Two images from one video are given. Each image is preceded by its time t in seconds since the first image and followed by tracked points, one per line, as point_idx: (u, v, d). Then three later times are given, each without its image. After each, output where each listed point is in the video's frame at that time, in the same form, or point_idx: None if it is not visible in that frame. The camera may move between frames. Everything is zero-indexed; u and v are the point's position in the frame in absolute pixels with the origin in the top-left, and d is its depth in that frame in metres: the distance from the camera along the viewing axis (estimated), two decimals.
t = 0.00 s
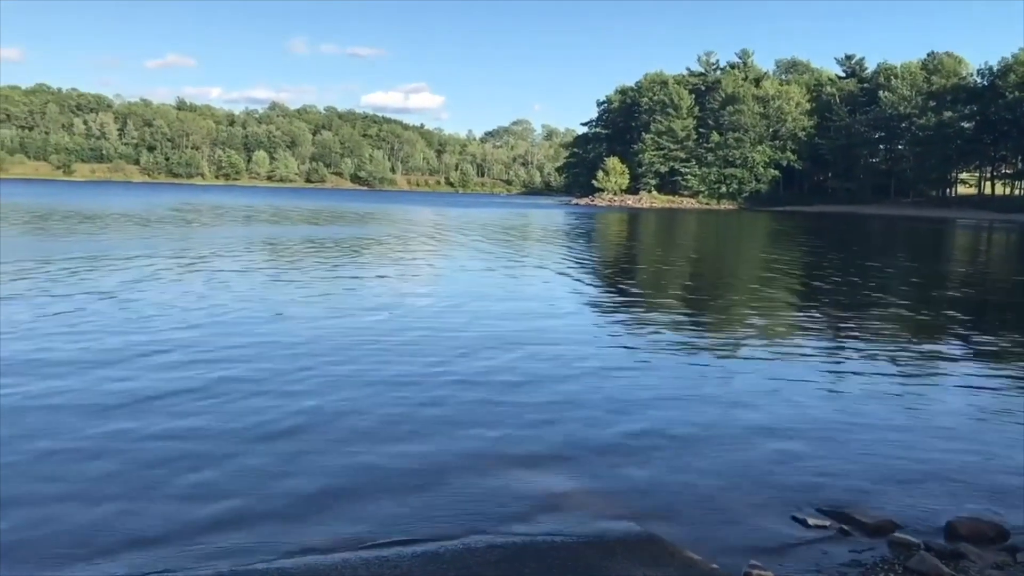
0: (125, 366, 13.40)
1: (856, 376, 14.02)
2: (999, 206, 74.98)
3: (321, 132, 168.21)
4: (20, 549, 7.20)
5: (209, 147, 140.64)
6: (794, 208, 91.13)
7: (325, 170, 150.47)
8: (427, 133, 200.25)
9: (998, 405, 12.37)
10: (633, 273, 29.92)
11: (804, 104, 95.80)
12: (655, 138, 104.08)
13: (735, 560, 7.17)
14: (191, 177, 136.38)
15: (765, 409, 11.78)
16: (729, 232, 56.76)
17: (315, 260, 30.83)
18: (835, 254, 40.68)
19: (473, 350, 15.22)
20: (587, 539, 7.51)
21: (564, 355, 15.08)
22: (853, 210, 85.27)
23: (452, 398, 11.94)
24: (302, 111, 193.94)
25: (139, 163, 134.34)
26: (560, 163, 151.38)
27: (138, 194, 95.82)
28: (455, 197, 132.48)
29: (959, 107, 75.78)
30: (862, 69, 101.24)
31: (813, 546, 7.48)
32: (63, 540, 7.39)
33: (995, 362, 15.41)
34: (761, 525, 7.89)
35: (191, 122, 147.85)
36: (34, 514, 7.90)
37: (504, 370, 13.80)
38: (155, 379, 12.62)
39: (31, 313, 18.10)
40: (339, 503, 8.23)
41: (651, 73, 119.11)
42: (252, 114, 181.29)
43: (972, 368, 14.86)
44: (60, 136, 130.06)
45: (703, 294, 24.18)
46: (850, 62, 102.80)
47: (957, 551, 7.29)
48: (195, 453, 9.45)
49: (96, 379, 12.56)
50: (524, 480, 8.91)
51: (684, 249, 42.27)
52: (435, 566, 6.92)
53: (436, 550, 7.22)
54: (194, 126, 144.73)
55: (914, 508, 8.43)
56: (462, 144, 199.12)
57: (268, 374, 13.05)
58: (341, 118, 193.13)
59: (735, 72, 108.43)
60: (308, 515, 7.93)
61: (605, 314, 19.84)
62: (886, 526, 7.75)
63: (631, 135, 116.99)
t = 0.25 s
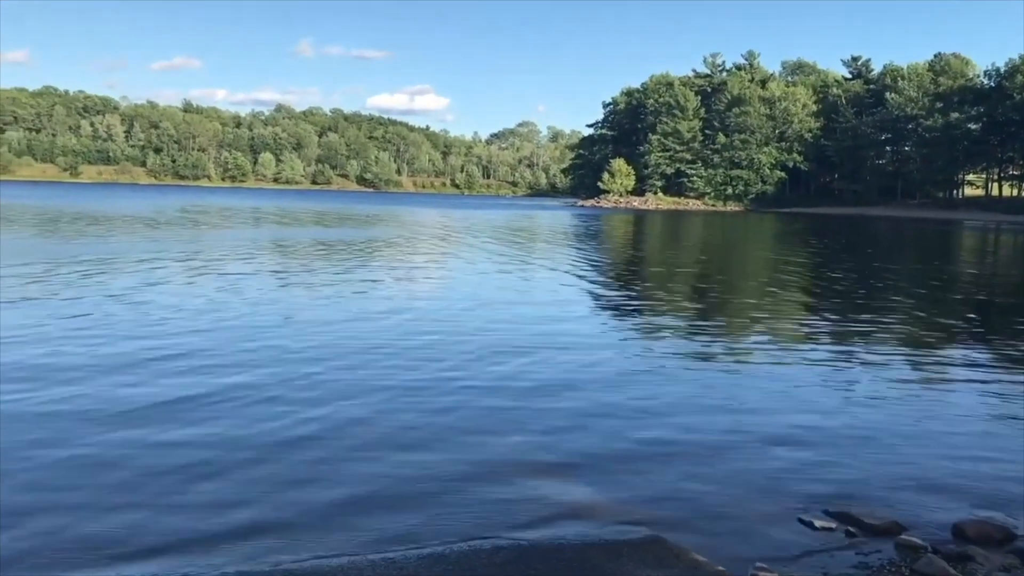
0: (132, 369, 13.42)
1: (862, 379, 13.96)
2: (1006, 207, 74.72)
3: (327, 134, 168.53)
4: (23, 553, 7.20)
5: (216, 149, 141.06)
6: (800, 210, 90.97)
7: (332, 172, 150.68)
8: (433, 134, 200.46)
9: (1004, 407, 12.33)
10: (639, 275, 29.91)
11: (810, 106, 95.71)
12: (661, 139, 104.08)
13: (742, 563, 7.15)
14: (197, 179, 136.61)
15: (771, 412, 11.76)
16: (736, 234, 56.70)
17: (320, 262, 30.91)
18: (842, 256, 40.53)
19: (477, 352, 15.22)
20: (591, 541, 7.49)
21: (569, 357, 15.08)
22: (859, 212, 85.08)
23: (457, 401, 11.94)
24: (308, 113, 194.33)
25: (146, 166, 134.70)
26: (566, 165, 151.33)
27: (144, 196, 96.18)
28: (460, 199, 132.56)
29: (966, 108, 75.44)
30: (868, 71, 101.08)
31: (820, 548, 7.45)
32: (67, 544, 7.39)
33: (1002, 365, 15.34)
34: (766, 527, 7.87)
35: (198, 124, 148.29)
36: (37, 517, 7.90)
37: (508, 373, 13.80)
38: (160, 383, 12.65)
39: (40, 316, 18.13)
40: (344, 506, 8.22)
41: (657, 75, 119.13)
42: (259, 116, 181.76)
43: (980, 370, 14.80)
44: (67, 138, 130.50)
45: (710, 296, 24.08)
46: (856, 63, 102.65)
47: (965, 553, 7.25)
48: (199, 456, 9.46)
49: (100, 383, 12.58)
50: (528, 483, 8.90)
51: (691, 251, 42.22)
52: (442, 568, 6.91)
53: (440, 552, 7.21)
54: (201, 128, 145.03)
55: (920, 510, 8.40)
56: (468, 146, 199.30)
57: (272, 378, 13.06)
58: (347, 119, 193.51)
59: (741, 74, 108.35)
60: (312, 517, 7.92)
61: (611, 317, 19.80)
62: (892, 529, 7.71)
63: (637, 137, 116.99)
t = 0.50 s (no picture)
0: (141, 367, 13.48)
1: (869, 379, 13.94)
2: (1015, 207, 74.42)
3: (334, 134, 168.82)
4: (28, 549, 7.19)
5: (223, 150, 141.32)
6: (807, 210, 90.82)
7: (339, 172, 150.93)
8: (440, 135, 200.64)
9: (1012, 408, 12.27)
10: (646, 276, 29.93)
11: (818, 106, 95.52)
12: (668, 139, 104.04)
13: (750, 564, 7.12)
14: (205, 180, 137.03)
15: (777, 412, 11.74)
16: (743, 235, 56.58)
17: (326, 263, 30.94)
18: (849, 257, 40.45)
19: (482, 351, 15.21)
20: (597, 540, 7.47)
21: (575, 357, 15.07)
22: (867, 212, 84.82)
23: (463, 400, 11.94)
24: (315, 113, 194.89)
25: (154, 166, 135.29)
26: (573, 166, 151.30)
27: (151, 197, 96.50)
28: (467, 199, 132.48)
29: (975, 108, 75.11)
30: (876, 71, 100.78)
31: (825, 548, 7.43)
32: (70, 541, 7.39)
33: (1010, 366, 15.25)
34: (773, 528, 7.84)
35: (205, 125, 148.66)
36: (41, 513, 7.90)
37: (514, 372, 13.79)
38: (164, 381, 12.65)
39: (51, 314, 18.22)
40: (349, 504, 8.22)
41: (664, 75, 119.06)
42: (266, 117, 182.07)
43: (988, 371, 14.74)
44: (75, 139, 131.04)
45: (717, 297, 23.99)
46: (864, 64, 102.37)
47: (974, 555, 7.20)
48: (204, 453, 9.47)
49: (106, 381, 12.60)
50: (534, 482, 8.88)
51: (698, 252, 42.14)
52: (449, 567, 6.90)
53: (446, 552, 7.19)
54: (208, 129, 145.46)
55: (928, 511, 8.37)
56: (475, 146, 199.48)
57: (277, 376, 13.07)
58: (354, 120, 194.00)
59: (748, 74, 108.30)
60: (317, 515, 7.93)
61: (618, 317, 19.79)
62: (900, 529, 7.68)
63: (644, 137, 116.88)
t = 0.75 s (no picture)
0: (148, 368, 13.52)
1: (876, 379, 13.89)
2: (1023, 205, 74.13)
3: (340, 133, 168.90)
4: (32, 554, 7.19)
5: (230, 149, 141.48)
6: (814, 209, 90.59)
7: (345, 172, 150.98)
8: (446, 134, 200.61)
9: (1020, 408, 12.21)
10: (652, 275, 29.87)
11: (825, 105, 95.25)
12: (674, 138, 103.91)
13: (756, 564, 7.11)
14: (212, 179, 137.28)
15: (783, 412, 11.72)
16: (749, 234, 56.46)
17: (332, 262, 30.97)
18: (856, 256, 40.30)
19: (487, 352, 15.21)
20: (603, 542, 7.45)
21: (580, 357, 15.06)
22: (874, 211, 84.56)
23: (468, 401, 11.93)
24: (321, 113, 195.03)
25: (160, 166, 135.67)
26: (579, 164, 151.15)
27: (157, 196, 96.71)
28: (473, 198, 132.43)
29: (982, 107, 74.85)
30: (883, 69, 100.45)
31: (832, 548, 7.42)
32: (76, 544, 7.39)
33: (1018, 366, 15.17)
34: (780, 528, 7.83)
35: (212, 124, 148.95)
36: (48, 517, 7.91)
37: (519, 373, 13.78)
38: (169, 383, 12.66)
39: (58, 315, 18.30)
40: (355, 505, 8.22)
41: (670, 73, 118.95)
42: (272, 116, 182.24)
43: (996, 371, 14.67)
44: (82, 138, 131.42)
45: (722, 296, 23.91)
46: (870, 62, 102.05)
47: (982, 554, 7.18)
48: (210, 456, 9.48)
49: (111, 383, 12.62)
50: (540, 484, 8.87)
51: (705, 250, 42.04)
52: (455, 567, 6.91)
53: (452, 552, 7.19)
54: (215, 128, 145.70)
55: (935, 510, 8.34)
56: (480, 145, 199.39)
57: (282, 378, 13.07)
58: (360, 119, 194.05)
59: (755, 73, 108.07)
60: (322, 517, 7.93)
61: (623, 317, 19.75)
62: (909, 529, 7.65)
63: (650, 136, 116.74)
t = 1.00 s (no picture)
0: (155, 362, 13.57)
1: (883, 376, 13.85)
2: None
3: (347, 130, 169.15)
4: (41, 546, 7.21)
5: (237, 146, 141.60)
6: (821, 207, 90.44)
7: (352, 169, 151.13)
8: (453, 131, 200.74)
9: None
10: (658, 272, 29.84)
11: (832, 102, 95.02)
12: (681, 135, 103.87)
13: (764, 560, 7.10)
14: (219, 176, 137.69)
15: (791, 409, 11.69)
16: (757, 231, 56.40)
17: (338, 259, 31.09)
18: (863, 253, 40.25)
19: (491, 348, 15.21)
20: (611, 537, 7.45)
21: (587, 354, 15.04)
22: (881, 209, 84.39)
23: (474, 396, 11.93)
24: (328, 110, 195.26)
25: (167, 163, 136.18)
26: (586, 162, 151.12)
27: (165, 193, 97.31)
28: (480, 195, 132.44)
29: (991, 104, 74.66)
30: (891, 66, 100.19)
31: (841, 546, 7.40)
32: (87, 536, 7.40)
33: None
34: (791, 525, 7.80)
35: (219, 122, 149.42)
36: (60, 510, 7.94)
37: (526, 369, 13.77)
38: (177, 377, 12.66)
39: (66, 310, 18.37)
40: (368, 501, 8.22)
41: (678, 71, 118.88)
42: (279, 113, 182.60)
43: (1004, 369, 14.62)
44: (90, 135, 131.90)
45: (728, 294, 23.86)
46: (878, 59, 101.78)
47: (991, 553, 7.16)
48: (216, 450, 9.49)
49: (118, 378, 12.63)
50: (547, 479, 8.87)
51: (711, 248, 42.01)
52: (462, 563, 6.91)
53: (461, 548, 7.20)
54: (222, 125, 146.05)
55: (943, 508, 8.32)
56: (487, 142, 199.48)
57: (290, 373, 13.08)
58: (367, 116, 194.26)
59: (762, 70, 107.90)
60: (331, 512, 7.92)
61: (630, 314, 19.72)
62: (918, 528, 7.64)
63: (657, 133, 116.66)
